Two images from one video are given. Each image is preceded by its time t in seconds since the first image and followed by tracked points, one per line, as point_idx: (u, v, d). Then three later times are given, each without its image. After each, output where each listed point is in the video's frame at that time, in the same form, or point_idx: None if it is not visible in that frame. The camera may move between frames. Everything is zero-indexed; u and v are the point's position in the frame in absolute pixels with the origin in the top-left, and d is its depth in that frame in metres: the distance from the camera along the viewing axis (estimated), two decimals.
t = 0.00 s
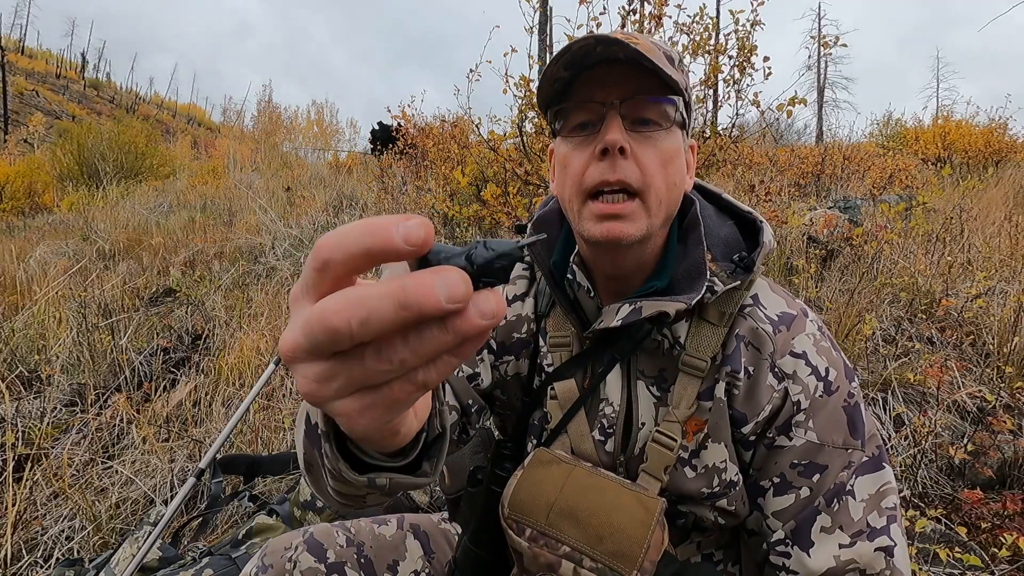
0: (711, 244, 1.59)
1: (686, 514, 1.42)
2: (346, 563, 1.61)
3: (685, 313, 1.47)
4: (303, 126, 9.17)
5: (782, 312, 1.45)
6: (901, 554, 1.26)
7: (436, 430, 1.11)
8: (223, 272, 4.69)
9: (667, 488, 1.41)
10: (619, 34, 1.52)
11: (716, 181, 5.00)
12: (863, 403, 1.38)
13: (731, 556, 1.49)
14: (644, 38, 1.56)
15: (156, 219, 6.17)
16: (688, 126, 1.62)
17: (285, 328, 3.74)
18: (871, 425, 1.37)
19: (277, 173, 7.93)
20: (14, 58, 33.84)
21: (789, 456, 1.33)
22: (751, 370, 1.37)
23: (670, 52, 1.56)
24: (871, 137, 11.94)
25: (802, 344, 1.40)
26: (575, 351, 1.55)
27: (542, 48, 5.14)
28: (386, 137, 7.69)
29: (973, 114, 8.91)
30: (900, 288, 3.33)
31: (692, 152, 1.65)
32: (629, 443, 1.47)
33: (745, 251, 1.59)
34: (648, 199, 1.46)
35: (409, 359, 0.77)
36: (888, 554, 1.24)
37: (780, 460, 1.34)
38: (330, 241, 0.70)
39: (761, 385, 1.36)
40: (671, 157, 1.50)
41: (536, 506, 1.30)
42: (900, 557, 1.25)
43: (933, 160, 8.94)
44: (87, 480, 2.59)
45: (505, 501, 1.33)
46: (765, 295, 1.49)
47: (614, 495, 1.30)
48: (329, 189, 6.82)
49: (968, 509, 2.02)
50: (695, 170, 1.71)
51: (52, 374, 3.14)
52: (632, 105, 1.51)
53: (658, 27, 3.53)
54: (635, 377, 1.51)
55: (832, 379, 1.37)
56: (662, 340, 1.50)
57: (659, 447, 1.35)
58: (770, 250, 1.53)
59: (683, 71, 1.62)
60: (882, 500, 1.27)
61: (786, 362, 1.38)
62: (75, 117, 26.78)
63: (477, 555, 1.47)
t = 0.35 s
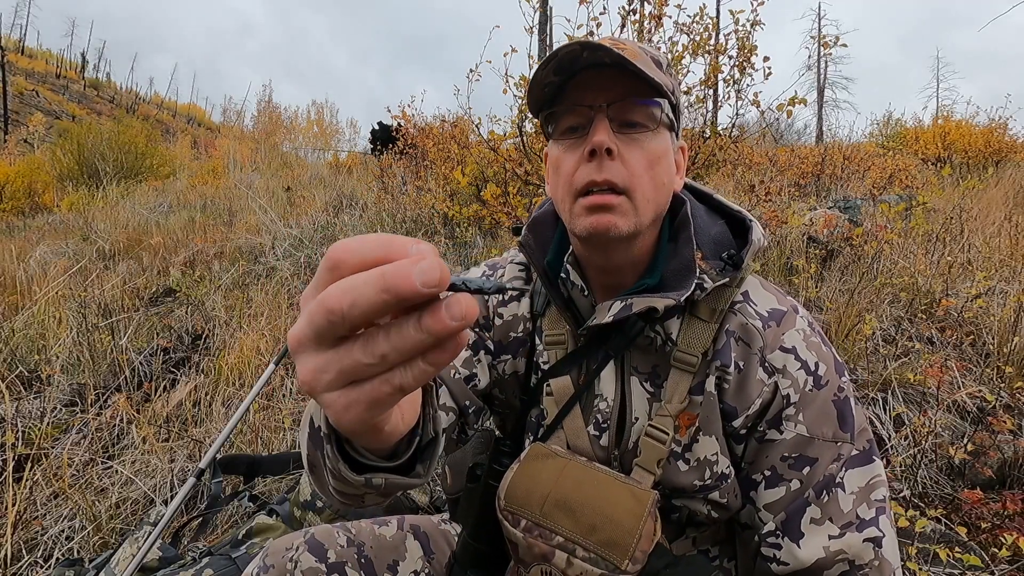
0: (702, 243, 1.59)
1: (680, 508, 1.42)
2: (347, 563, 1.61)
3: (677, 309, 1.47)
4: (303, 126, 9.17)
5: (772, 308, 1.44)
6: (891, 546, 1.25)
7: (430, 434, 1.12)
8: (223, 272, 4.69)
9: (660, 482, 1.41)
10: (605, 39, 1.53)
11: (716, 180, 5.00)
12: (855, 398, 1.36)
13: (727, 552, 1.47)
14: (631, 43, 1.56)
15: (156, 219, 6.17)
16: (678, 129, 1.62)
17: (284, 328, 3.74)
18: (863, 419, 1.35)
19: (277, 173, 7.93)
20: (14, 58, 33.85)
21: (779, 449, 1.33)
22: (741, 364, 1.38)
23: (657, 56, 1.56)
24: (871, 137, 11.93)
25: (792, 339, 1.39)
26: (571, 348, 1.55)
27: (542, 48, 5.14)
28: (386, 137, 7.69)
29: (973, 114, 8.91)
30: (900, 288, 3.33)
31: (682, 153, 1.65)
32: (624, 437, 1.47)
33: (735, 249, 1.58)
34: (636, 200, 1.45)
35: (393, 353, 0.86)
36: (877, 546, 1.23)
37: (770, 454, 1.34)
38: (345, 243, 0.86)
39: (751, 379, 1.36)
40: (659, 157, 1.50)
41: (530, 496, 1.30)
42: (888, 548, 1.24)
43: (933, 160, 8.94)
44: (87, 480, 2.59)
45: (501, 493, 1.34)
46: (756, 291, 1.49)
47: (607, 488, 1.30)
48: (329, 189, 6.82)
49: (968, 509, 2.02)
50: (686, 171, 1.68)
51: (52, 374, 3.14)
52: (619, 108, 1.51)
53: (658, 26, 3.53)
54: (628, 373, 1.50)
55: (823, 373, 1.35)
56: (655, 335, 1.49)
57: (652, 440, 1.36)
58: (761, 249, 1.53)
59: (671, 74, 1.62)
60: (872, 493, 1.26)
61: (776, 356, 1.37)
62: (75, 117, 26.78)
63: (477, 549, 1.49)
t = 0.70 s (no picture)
0: (699, 243, 1.59)
1: (678, 506, 1.42)
2: (347, 563, 1.61)
3: (674, 308, 1.47)
4: (303, 126, 9.18)
5: (768, 307, 1.45)
6: (889, 544, 1.23)
7: (432, 436, 1.12)
8: (223, 272, 4.69)
9: (658, 479, 1.42)
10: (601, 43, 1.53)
11: (716, 180, 5.00)
12: (852, 395, 1.35)
13: (726, 551, 1.48)
14: (627, 46, 1.57)
15: (156, 219, 6.17)
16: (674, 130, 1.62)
17: (284, 328, 3.74)
18: (860, 417, 1.35)
19: (277, 173, 7.93)
20: (14, 58, 33.83)
21: (777, 446, 1.32)
22: (738, 362, 1.38)
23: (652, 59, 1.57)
24: (871, 137, 11.93)
25: (788, 337, 1.40)
26: (569, 347, 1.55)
27: (542, 48, 5.14)
28: (386, 137, 7.70)
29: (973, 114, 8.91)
30: (899, 288, 3.33)
31: (680, 156, 1.66)
32: (622, 436, 1.47)
33: (732, 249, 1.58)
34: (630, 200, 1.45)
35: (394, 354, 0.88)
36: (875, 543, 1.21)
37: (768, 451, 1.33)
38: (370, 238, 0.91)
39: (748, 377, 1.37)
40: (654, 159, 1.50)
41: (529, 493, 1.30)
42: (885, 544, 1.22)
43: (932, 160, 8.94)
44: (87, 480, 2.59)
45: (499, 489, 1.33)
46: (753, 290, 1.49)
47: (606, 485, 1.31)
48: (329, 189, 6.83)
49: (967, 509, 2.02)
50: (682, 172, 1.69)
51: (52, 374, 3.14)
52: (615, 108, 1.50)
53: (658, 26, 3.53)
54: (627, 371, 1.50)
55: (819, 370, 1.35)
56: (653, 334, 1.49)
57: (650, 439, 1.36)
58: (757, 248, 1.54)
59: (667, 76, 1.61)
60: (869, 490, 1.25)
61: (773, 354, 1.37)
62: (75, 117, 26.77)
63: (477, 547, 1.50)
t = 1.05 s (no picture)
0: (693, 242, 1.59)
1: (676, 504, 1.42)
2: (347, 563, 1.61)
3: (670, 307, 1.47)
4: (303, 126, 9.18)
5: (763, 305, 1.45)
6: (885, 540, 1.22)
7: (432, 431, 1.11)
8: (223, 272, 4.69)
9: (655, 477, 1.42)
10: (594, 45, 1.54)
11: (716, 180, 5.00)
12: (847, 393, 1.34)
13: (724, 550, 1.48)
14: (619, 48, 1.57)
15: (156, 219, 6.17)
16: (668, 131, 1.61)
17: (285, 328, 3.74)
18: (856, 414, 1.34)
19: (277, 173, 7.93)
20: (13, 58, 33.80)
21: (772, 443, 1.32)
22: (733, 361, 1.38)
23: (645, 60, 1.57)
24: (871, 137, 11.93)
25: (784, 335, 1.39)
26: (566, 347, 1.55)
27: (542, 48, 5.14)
28: (386, 137, 7.71)
29: (973, 114, 8.90)
30: (899, 288, 3.33)
31: (675, 154, 1.65)
32: (619, 434, 1.47)
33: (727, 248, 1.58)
34: (623, 200, 1.45)
35: (395, 354, 0.89)
36: (870, 539, 1.21)
37: (763, 448, 1.33)
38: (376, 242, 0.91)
39: (743, 375, 1.36)
40: (647, 158, 1.49)
41: (526, 490, 1.30)
42: (881, 540, 1.22)
43: (932, 160, 8.94)
44: (87, 480, 2.59)
45: (498, 487, 1.34)
46: (748, 289, 1.49)
47: (603, 482, 1.31)
48: (329, 189, 6.83)
49: (967, 509, 2.02)
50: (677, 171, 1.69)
51: (52, 374, 3.14)
52: (607, 108, 1.50)
53: (658, 26, 3.54)
54: (624, 370, 1.50)
55: (815, 367, 1.34)
56: (649, 333, 1.49)
57: (646, 436, 1.36)
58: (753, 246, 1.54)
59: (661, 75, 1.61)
60: (865, 487, 1.24)
61: (768, 352, 1.37)
62: (75, 116, 26.77)
63: (477, 544, 1.50)
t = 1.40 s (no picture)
0: (692, 249, 1.53)
1: (672, 500, 1.44)
2: (348, 563, 1.61)
3: (667, 308, 1.47)
4: (303, 125, 9.18)
5: (761, 306, 1.42)
6: (884, 542, 1.22)
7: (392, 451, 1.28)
8: (223, 272, 4.69)
9: (650, 474, 1.44)
10: (549, 84, 1.49)
11: (716, 180, 5.00)
12: (846, 394, 1.32)
13: (723, 547, 1.46)
14: (577, 67, 1.48)
15: (156, 219, 6.17)
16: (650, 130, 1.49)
17: (285, 328, 3.74)
18: (854, 416, 1.32)
19: (277, 173, 7.93)
20: (13, 58, 33.80)
21: (769, 445, 1.31)
22: (730, 361, 1.37)
23: (608, 77, 1.45)
24: (870, 136, 11.93)
25: (782, 336, 1.36)
26: (563, 346, 1.56)
27: (542, 48, 5.13)
28: (386, 137, 7.70)
29: (972, 114, 8.91)
30: (900, 288, 3.33)
31: (662, 151, 1.52)
32: (614, 430, 1.48)
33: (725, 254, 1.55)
34: (607, 243, 1.44)
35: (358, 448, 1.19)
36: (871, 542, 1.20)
37: (760, 449, 1.32)
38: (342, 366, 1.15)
39: (741, 376, 1.35)
40: (626, 191, 1.43)
41: (520, 481, 1.31)
42: (882, 543, 1.21)
43: (932, 160, 8.94)
44: (87, 480, 2.59)
45: (493, 478, 1.34)
46: (747, 289, 1.45)
47: (595, 473, 1.31)
48: (329, 189, 6.83)
49: (968, 509, 2.02)
50: (666, 170, 1.55)
51: (52, 374, 3.14)
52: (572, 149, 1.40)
53: (658, 26, 3.54)
54: (621, 369, 1.50)
55: (814, 369, 1.32)
56: (646, 334, 1.49)
57: (639, 432, 1.38)
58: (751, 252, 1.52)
59: (636, 77, 1.48)
60: (863, 489, 1.23)
61: (766, 353, 1.35)
62: (75, 117, 26.77)
63: (478, 541, 1.50)
